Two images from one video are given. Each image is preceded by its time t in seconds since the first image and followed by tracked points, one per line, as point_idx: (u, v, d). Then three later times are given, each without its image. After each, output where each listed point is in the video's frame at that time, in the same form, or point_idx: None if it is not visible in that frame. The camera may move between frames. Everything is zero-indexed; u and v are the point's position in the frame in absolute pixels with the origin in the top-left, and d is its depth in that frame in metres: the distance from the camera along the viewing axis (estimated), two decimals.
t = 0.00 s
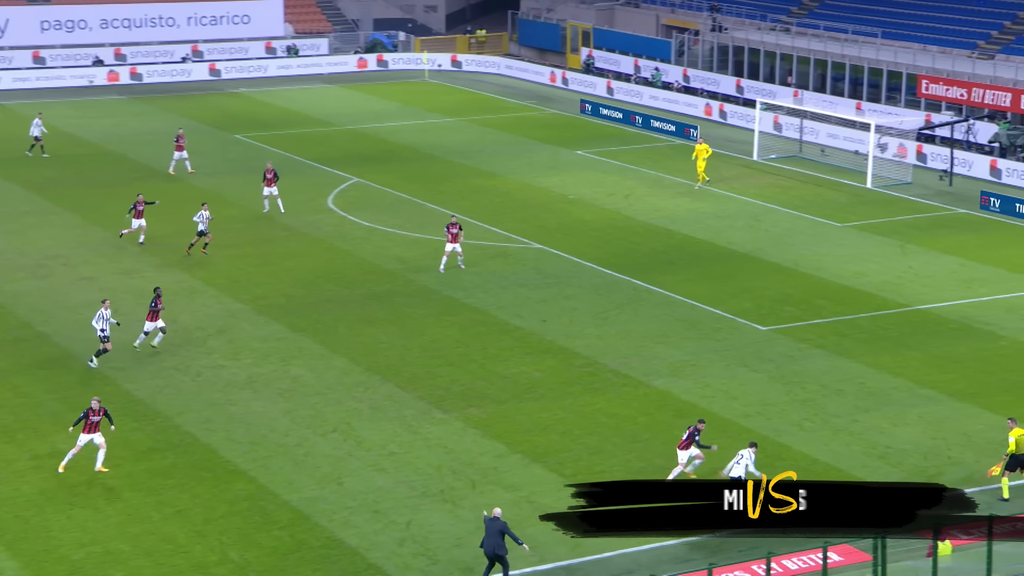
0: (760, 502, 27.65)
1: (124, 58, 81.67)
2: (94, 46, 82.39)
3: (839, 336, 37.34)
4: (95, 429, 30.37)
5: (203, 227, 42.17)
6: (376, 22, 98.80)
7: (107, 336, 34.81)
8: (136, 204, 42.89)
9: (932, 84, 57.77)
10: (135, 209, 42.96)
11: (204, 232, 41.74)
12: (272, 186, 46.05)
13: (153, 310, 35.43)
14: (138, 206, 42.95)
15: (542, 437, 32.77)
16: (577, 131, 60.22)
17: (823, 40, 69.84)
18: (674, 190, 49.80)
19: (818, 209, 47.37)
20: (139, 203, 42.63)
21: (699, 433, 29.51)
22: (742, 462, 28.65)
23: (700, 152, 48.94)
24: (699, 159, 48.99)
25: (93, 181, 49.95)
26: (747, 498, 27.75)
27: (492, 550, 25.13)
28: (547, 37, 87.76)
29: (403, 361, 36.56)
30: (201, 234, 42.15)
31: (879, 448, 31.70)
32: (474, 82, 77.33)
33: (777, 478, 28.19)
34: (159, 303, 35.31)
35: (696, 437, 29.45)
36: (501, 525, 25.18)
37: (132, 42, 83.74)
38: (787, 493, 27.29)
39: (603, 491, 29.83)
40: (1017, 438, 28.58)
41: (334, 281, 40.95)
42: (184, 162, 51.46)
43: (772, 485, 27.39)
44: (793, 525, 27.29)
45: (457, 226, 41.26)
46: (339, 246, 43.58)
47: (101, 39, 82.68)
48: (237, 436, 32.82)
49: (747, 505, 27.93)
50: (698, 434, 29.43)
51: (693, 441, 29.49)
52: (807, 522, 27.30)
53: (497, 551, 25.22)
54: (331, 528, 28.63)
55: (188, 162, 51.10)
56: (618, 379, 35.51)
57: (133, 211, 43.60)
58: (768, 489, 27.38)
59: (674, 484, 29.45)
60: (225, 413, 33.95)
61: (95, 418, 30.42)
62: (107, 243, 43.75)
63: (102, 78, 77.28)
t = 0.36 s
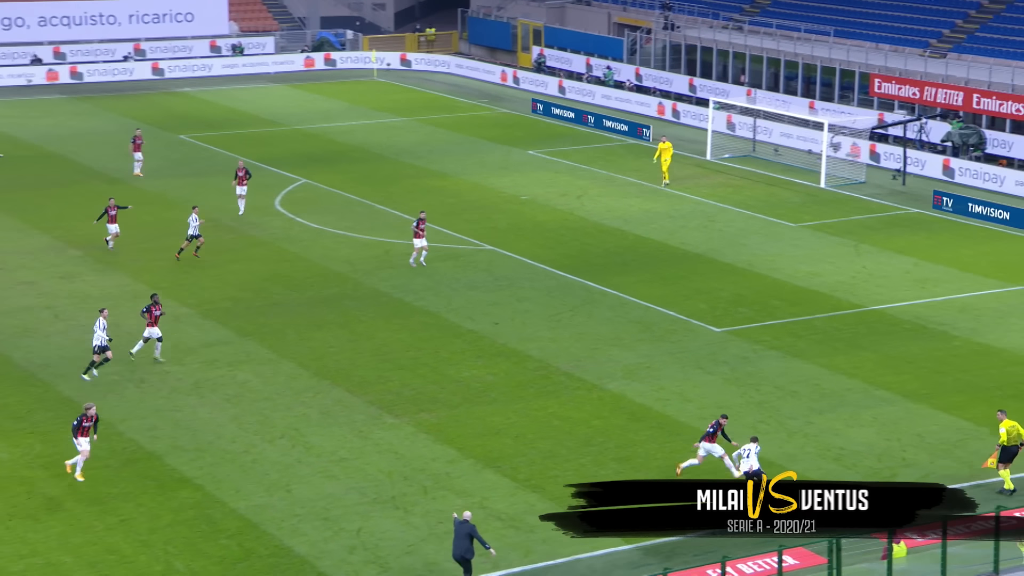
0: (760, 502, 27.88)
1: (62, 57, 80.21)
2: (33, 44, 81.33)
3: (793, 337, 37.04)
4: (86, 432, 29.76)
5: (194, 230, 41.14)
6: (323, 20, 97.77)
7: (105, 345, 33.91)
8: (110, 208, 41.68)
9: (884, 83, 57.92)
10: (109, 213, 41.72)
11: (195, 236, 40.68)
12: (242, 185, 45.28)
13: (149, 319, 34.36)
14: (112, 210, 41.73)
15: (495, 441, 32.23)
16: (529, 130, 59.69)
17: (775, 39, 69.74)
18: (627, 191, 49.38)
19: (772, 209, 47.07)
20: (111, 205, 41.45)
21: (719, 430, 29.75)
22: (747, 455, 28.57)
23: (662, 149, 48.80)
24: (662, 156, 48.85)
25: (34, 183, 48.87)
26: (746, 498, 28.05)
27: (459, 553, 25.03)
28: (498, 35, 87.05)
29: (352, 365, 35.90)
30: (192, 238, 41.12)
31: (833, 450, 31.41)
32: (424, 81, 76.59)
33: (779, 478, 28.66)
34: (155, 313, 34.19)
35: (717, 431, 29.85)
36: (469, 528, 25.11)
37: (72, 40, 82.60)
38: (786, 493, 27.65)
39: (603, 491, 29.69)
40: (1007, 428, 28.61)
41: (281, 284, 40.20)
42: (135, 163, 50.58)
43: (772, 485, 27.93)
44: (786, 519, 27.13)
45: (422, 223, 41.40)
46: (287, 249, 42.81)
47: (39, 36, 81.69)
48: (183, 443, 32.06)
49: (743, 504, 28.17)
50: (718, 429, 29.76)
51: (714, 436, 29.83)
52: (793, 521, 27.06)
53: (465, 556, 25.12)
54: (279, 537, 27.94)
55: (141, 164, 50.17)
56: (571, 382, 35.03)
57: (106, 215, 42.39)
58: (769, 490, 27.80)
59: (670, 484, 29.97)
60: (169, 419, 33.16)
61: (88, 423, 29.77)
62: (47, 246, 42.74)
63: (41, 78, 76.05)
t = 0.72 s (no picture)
0: (760, 502, 27.79)
1: (11, 60, 79.47)
2: None
3: (761, 344, 36.42)
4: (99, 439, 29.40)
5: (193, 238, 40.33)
6: (280, 21, 96.50)
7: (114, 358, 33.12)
8: (90, 216, 40.42)
9: (852, 86, 57.51)
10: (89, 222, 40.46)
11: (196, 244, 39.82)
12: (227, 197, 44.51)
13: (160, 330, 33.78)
14: (92, 219, 40.47)
15: (458, 452, 31.44)
16: (491, 134, 58.93)
17: (741, 41, 69.31)
18: (591, 196, 48.70)
19: (739, 214, 46.48)
20: (93, 214, 40.26)
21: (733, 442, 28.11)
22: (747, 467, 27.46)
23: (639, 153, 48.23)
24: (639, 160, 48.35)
25: None
26: (746, 497, 27.82)
27: (432, 563, 24.70)
28: (460, 38, 86.02)
29: (311, 375, 35.03)
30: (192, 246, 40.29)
31: (802, 460, 30.79)
32: (386, 83, 75.61)
33: (777, 479, 28.57)
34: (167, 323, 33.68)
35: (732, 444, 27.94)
36: (444, 539, 24.79)
37: (20, 42, 81.14)
38: (786, 493, 27.83)
39: (604, 491, 29.44)
40: (1016, 437, 27.89)
41: (239, 292, 39.26)
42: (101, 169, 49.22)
43: (772, 486, 27.88)
44: (785, 518, 27.62)
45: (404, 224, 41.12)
46: (244, 256, 41.87)
47: None
48: (137, 456, 31.12)
49: (742, 503, 27.97)
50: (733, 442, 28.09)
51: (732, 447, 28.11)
52: (792, 520, 27.56)
53: (440, 565, 24.80)
54: (236, 552, 27.07)
55: (106, 170, 48.77)
56: (536, 391, 34.28)
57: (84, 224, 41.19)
58: (769, 489, 27.79)
59: (664, 485, 29.63)
60: (122, 432, 32.21)
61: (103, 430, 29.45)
62: None
63: None
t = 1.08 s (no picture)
0: (760, 502, 27.68)
1: None
2: None
3: (756, 346, 35.69)
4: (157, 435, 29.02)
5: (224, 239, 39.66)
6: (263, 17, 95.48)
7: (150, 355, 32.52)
8: (86, 216, 39.62)
9: (848, 83, 56.91)
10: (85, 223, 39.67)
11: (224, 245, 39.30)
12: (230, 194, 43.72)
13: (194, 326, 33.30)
14: (89, 219, 39.66)
15: (447, 457, 30.69)
16: (481, 133, 58.19)
17: (735, 37, 68.61)
18: (582, 195, 47.97)
19: (733, 215, 45.76)
20: (88, 214, 39.47)
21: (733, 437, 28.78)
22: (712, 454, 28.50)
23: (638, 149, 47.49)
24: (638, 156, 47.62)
25: None
26: (746, 497, 27.70)
27: (425, 569, 24.18)
28: (448, 35, 84.78)
29: (297, 379, 34.26)
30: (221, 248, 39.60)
31: (799, 464, 30.07)
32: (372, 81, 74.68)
33: (777, 478, 28.52)
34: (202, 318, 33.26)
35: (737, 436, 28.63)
36: (440, 545, 24.28)
37: None
38: (787, 493, 27.60)
39: (604, 491, 28.98)
40: None
41: (223, 294, 38.45)
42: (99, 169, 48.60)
43: (772, 485, 27.72)
44: (785, 518, 27.37)
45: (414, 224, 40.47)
46: (227, 258, 41.06)
47: None
48: (118, 463, 30.34)
49: (741, 502, 27.74)
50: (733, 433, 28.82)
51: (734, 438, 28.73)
52: (792, 520, 27.35)
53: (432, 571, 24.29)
54: (220, 560, 26.33)
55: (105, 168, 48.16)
56: (526, 396, 33.53)
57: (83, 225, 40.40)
58: (769, 489, 27.67)
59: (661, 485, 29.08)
60: (103, 437, 31.43)
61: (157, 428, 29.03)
62: None
63: None
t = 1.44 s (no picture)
0: (761, 501, 26.41)
1: None
2: None
3: (763, 348, 34.95)
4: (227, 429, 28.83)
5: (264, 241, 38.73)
6: (260, 12, 94.53)
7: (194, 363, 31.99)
8: (92, 214, 39.08)
9: (857, 78, 55.77)
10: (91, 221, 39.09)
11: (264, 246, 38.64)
12: (246, 194, 42.99)
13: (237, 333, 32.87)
14: (95, 217, 39.12)
15: (448, 461, 29.94)
16: (481, 130, 57.45)
17: (741, 32, 67.82)
18: (585, 193, 47.24)
19: (739, 213, 45.02)
20: (94, 213, 38.93)
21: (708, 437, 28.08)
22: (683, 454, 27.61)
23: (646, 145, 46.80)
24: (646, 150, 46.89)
25: None
26: (746, 497, 26.43)
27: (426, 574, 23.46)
28: (450, 29, 83.91)
29: (294, 381, 33.53)
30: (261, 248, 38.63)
31: (806, 468, 29.36)
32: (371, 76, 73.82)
33: (777, 478, 27.88)
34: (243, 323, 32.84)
35: (714, 433, 28.01)
36: (442, 549, 23.59)
37: None
38: (786, 492, 26.06)
39: (603, 490, 28.46)
40: None
41: (218, 293, 37.70)
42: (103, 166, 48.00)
43: (770, 484, 26.21)
44: (785, 518, 26.02)
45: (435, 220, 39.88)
46: (223, 257, 40.31)
47: None
48: (111, 466, 29.61)
49: (740, 502, 26.49)
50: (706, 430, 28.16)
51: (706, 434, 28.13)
52: (791, 520, 26.01)
53: None
54: (215, 566, 25.60)
55: (107, 168, 47.56)
56: (528, 398, 32.79)
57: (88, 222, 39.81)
58: (769, 489, 26.28)
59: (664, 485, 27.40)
60: (96, 440, 30.69)
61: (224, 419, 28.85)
62: None
63: None
